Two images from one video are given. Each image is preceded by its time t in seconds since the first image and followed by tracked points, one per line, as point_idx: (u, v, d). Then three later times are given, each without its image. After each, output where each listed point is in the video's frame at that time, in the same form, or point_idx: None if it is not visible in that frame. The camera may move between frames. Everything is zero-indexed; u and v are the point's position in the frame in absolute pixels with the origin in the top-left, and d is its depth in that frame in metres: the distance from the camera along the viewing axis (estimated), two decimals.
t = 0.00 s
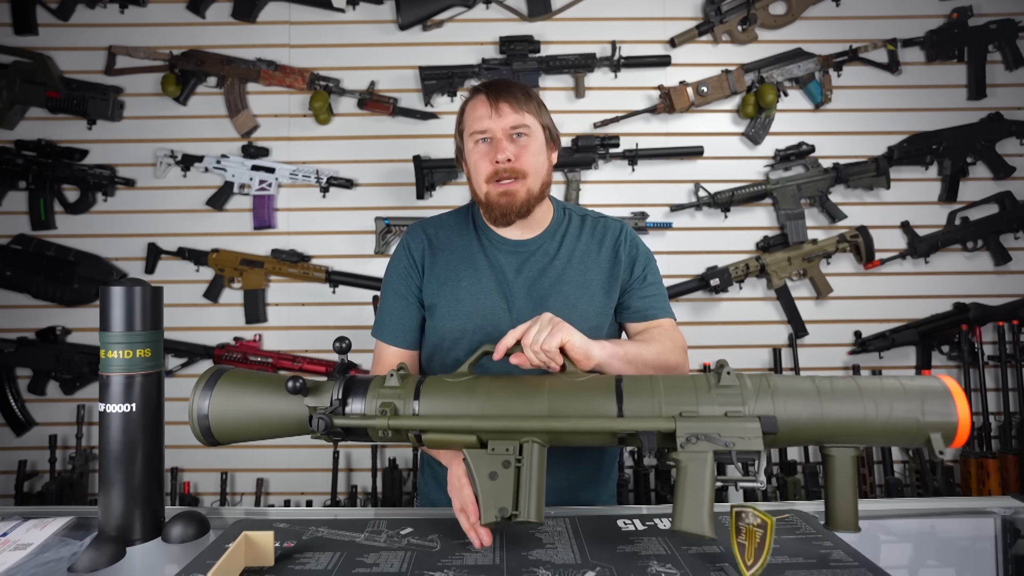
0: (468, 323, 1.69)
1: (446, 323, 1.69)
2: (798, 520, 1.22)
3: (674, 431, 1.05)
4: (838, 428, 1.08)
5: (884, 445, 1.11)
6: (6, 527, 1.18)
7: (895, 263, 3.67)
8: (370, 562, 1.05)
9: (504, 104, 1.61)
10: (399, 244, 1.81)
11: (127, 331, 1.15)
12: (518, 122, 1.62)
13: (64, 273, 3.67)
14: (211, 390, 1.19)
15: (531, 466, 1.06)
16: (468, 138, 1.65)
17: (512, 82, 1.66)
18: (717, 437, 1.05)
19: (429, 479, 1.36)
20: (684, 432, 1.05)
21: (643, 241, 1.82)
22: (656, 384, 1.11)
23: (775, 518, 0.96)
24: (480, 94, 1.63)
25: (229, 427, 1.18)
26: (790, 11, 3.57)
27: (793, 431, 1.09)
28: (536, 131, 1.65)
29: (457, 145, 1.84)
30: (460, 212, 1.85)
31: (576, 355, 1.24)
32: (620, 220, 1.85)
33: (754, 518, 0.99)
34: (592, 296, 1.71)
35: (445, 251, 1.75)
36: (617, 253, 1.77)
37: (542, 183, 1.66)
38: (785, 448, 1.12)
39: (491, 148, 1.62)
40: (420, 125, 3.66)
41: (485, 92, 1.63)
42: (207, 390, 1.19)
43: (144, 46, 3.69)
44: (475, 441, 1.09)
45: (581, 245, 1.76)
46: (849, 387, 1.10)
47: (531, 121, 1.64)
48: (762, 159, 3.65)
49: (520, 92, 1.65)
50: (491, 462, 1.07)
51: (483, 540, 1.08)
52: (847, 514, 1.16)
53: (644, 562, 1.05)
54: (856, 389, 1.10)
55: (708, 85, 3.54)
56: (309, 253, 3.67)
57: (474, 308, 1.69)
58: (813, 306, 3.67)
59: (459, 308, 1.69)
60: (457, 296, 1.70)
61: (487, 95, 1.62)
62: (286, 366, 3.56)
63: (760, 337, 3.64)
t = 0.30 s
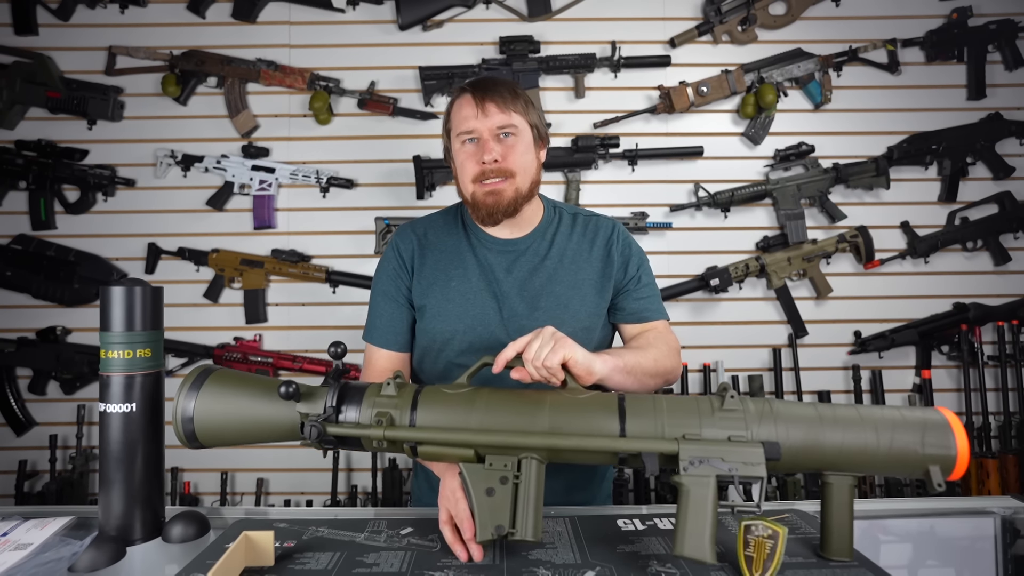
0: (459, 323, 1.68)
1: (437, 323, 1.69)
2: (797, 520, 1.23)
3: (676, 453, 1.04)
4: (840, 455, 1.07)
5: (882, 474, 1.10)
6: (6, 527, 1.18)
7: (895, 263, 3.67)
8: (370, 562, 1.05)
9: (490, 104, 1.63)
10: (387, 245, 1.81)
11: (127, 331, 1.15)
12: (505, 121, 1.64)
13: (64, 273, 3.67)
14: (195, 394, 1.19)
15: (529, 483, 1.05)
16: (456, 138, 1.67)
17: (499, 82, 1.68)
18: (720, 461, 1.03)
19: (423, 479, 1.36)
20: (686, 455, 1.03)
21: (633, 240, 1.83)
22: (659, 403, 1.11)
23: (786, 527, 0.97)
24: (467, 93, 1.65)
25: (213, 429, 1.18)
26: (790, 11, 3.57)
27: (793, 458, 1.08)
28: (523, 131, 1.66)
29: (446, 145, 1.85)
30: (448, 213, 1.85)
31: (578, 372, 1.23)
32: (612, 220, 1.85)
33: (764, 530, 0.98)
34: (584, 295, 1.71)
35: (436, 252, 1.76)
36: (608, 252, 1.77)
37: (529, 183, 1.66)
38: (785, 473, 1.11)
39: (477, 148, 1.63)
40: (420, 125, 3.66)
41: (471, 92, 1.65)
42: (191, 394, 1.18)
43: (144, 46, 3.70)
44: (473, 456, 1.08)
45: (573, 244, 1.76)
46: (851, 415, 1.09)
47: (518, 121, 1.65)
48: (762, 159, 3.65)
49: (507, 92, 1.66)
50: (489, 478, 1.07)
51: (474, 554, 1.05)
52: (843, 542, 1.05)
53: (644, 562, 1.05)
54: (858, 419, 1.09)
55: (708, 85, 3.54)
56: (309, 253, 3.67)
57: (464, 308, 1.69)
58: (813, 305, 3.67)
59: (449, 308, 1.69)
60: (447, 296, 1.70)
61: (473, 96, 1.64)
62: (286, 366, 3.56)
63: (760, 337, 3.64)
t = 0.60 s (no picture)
0: (454, 325, 1.68)
1: (432, 326, 1.69)
2: (797, 520, 1.23)
3: (680, 460, 1.03)
4: (840, 456, 1.07)
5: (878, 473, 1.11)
6: (6, 527, 1.19)
7: (895, 263, 3.67)
8: (370, 562, 1.05)
9: (492, 103, 1.62)
10: (380, 249, 1.81)
11: (127, 331, 1.15)
12: (506, 121, 1.63)
13: (64, 273, 3.67)
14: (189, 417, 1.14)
15: (533, 496, 1.03)
16: (456, 136, 1.66)
17: (501, 80, 1.67)
18: (724, 468, 1.03)
19: (421, 479, 1.37)
20: (691, 462, 1.03)
21: (629, 237, 1.82)
22: (659, 410, 1.11)
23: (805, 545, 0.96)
24: (468, 91, 1.64)
25: (206, 453, 1.13)
26: (790, 11, 3.57)
27: (793, 463, 1.08)
28: (524, 130, 1.66)
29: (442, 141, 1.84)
30: (441, 214, 1.86)
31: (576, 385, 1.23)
32: (608, 217, 1.85)
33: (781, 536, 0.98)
34: (581, 294, 1.71)
35: (429, 254, 1.76)
36: (604, 250, 1.77)
37: (528, 183, 1.67)
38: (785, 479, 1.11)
39: (478, 147, 1.63)
40: (420, 125, 3.66)
41: (472, 89, 1.64)
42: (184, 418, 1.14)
43: (144, 46, 3.70)
44: (475, 471, 1.06)
45: (569, 243, 1.76)
46: (848, 416, 1.09)
47: (519, 121, 1.65)
48: (762, 159, 3.65)
49: (509, 90, 1.66)
50: (492, 493, 1.05)
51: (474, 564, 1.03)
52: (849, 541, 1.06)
53: (644, 562, 1.05)
54: (855, 419, 1.09)
55: (708, 85, 3.54)
56: (309, 253, 3.67)
57: (459, 310, 1.69)
58: (813, 305, 3.67)
59: (444, 311, 1.69)
60: (442, 298, 1.70)
61: (475, 93, 1.63)
62: (286, 366, 3.57)
63: (760, 337, 3.64)
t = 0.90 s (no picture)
0: (456, 329, 1.68)
1: (433, 329, 1.69)
2: (797, 521, 1.23)
3: (676, 454, 1.05)
4: (831, 453, 1.08)
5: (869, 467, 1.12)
6: (6, 526, 1.18)
7: (895, 264, 3.67)
8: (370, 562, 1.05)
9: (522, 127, 1.52)
10: (378, 251, 1.79)
11: (127, 331, 1.15)
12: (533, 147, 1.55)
13: (64, 273, 3.67)
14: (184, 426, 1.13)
15: (533, 496, 1.03)
16: (479, 155, 1.56)
17: (529, 99, 1.55)
18: (721, 459, 1.03)
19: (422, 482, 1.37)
20: (687, 455, 1.04)
21: (630, 237, 1.82)
22: (656, 409, 1.11)
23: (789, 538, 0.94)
24: (494, 109, 1.52)
25: (201, 463, 1.12)
26: (790, 11, 3.57)
27: (789, 458, 1.08)
28: (547, 152, 1.59)
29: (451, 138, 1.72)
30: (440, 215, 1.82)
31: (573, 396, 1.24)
32: (611, 217, 1.85)
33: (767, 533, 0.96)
34: (584, 296, 1.71)
35: (430, 257, 1.75)
36: (606, 251, 1.77)
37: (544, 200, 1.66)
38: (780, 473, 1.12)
39: (502, 171, 1.56)
40: (420, 125, 3.66)
41: (499, 109, 1.52)
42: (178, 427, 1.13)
43: (144, 46, 3.69)
44: (474, 472, 1.06)
45: (573, 244, 1.75)
46: (840, 413, 1.10)
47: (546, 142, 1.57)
48: (762, 159, 3.65)
49: (537, 112, 1.55)
50: (491, 494, 1.04)
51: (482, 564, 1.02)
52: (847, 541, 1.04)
53: (644, 562, 1.04)
54: (846, 416, 1.10)
55: (708, 85, 3.54)
56: (309, 253, 3.67)
57: (461, 314, 1.69)
58: (813, 306, 3.67)
59: (445, 315, 1.69)
60: (442, 302, 1.69)
61: (505, 116, 1.51)
62: (286, 366, 3.58)
63: (760, 337, 3.64)
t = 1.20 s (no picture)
0: (496, 330, 1.68)
1: (475, 331, 1.70)
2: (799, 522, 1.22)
3: (675, 438, 1.08)
4: (817, 430, 1.16)
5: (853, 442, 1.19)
6: (6, 527, 1.18)
7: (895, 264, 3.67)
8: (370, 564, 1.04)
9: (551, 103, 1.55)
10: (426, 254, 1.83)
11: (127, 331, 1.14)
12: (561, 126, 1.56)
13: (64, 273, 3.67)
14: (153, 485, 1.08)
15: (536, 502, 1.02)
16: (509, 132, 1.58)
17: (564, 85, 1.59)
18: (718, 435, 1.08)
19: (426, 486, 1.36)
20: (686, 436, 1.08)
21: (683, 239, 1.80)
22: (648, 410, 1.14)
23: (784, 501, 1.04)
24: (527, 91, 1.57)
25: (187, 520, 1.06)
26: (790, 11, 3.57)
27: (779, 437, 1.15)
28: (579, 138, 1.59)
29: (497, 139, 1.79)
30: (486, 217, 1.85)
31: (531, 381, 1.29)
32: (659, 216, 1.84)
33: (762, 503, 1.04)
34: (627, 297, 1.70)
35: (474, 256, 1.77)
36: (654, 254, 1.75)
37: (575, 194, 1.63)
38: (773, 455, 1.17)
39: (529, 149, 1.56)
40: (420, 125, 3.66)
41: (533, 90, 1.57)
42: (147, 486, 1.07)
43: (144, 46, 3.69)
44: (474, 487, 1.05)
45: (616, 244, 1.76)
46: (819, 393, 1.19)
47: (576, 126, 1.58)
48: (762, 159, 3.65)
49: (569, 96, 1.59)
50: (494, 505, 1.02)
51: None
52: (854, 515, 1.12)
53: (646, 564, 1.04)
54: (827, 396, 1.18)
55: (708, 85, 3.54)
56: (309, 253, 3.67)
57: (502, 315, 1.69)
58: (813, 306, 3.67)
59: (486, 316, 1.70)
60: (484, 303, 1.71)
61: (536, 94, 1.55)
62: (286, 366, 3.58)
63: (760, 337, 3.64)
